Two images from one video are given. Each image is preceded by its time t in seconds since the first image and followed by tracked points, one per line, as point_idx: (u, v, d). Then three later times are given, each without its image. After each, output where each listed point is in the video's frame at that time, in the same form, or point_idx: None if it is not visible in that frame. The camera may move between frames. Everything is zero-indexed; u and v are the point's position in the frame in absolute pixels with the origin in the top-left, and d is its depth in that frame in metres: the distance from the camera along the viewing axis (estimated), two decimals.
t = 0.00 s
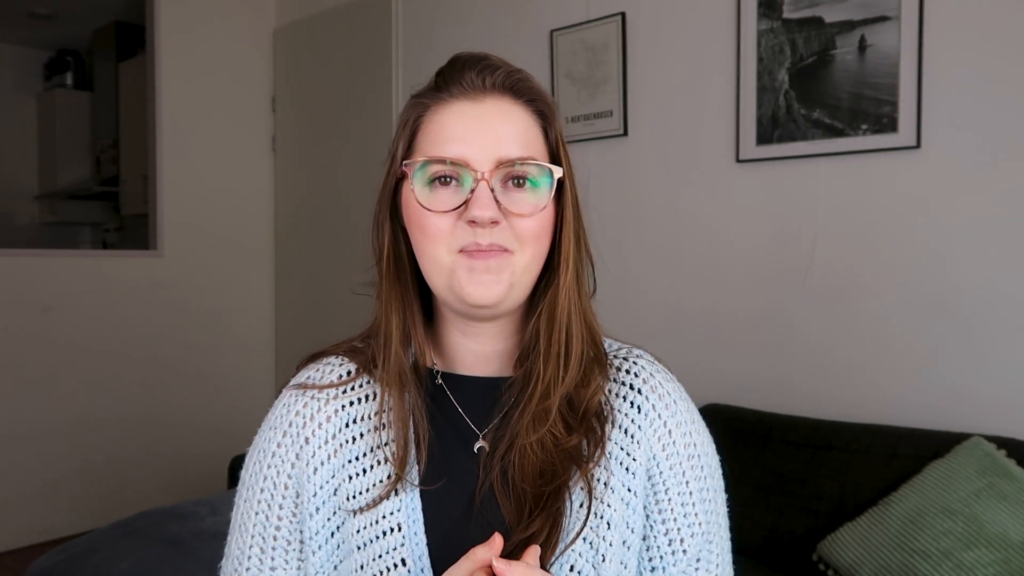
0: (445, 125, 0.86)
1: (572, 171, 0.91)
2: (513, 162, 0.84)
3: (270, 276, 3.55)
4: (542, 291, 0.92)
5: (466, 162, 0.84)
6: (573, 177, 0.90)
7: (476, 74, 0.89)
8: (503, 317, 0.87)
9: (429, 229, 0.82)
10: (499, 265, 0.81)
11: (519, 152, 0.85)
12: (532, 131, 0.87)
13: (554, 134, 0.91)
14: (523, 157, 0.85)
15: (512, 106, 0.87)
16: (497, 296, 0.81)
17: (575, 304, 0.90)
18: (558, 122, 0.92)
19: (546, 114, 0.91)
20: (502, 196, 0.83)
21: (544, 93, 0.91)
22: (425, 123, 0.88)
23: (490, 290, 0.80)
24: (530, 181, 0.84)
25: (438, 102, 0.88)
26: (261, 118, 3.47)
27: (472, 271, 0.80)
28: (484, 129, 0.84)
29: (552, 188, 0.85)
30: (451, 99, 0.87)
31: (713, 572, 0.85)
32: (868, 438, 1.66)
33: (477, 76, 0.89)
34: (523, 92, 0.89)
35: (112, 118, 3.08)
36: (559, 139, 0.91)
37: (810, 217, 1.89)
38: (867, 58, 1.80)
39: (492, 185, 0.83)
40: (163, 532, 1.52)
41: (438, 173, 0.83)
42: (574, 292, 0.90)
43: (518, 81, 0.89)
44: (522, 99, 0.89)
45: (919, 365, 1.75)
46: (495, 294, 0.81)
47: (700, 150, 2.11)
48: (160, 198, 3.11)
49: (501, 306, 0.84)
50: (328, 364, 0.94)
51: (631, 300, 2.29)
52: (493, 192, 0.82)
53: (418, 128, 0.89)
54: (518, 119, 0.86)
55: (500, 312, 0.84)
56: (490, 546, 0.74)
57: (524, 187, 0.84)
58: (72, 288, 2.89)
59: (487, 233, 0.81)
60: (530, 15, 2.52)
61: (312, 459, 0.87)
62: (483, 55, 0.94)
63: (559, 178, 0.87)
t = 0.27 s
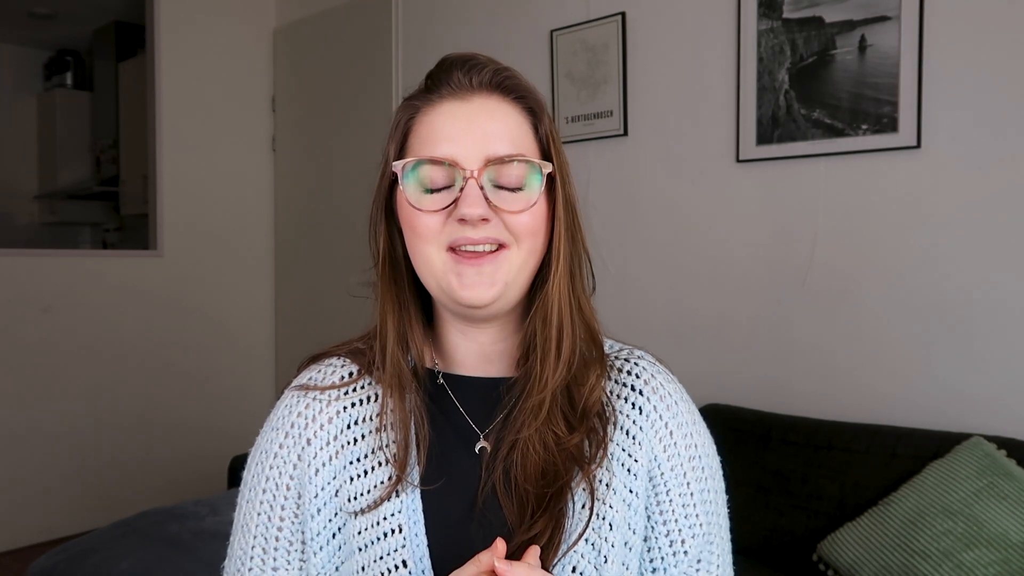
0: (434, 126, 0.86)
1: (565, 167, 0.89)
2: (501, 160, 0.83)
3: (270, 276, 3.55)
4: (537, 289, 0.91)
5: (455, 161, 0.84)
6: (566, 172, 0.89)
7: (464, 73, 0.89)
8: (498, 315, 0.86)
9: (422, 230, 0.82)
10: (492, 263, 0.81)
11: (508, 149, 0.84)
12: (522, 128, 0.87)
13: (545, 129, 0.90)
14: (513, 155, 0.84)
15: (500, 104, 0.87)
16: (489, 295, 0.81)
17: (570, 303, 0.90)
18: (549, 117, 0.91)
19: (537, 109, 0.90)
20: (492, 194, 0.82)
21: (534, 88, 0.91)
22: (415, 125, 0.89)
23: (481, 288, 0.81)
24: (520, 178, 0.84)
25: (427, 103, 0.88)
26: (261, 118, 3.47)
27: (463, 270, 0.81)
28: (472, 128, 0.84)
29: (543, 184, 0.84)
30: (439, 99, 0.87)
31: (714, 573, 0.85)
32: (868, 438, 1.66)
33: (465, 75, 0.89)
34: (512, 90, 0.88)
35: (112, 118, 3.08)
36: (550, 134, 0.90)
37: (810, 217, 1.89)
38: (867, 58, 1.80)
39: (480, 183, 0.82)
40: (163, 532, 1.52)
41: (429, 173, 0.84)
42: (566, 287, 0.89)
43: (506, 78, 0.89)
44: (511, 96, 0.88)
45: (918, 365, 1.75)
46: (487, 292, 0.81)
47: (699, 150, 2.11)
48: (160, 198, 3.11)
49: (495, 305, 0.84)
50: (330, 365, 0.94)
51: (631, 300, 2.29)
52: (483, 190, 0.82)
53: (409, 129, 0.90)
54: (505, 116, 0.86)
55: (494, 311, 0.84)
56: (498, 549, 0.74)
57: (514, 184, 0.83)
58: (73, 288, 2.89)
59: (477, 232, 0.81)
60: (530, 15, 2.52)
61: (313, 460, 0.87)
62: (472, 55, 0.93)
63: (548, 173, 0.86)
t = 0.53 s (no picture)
0: (430, 126, 0.86)
1: (563, 166, 0.90)
2: (498, 159, 0.84)
3: (270, 276, 3.55)
4: (536, 288, 0.91)
5: (452, 161, 0.84)
6: (564, 171, 0.90)
7: (460, 73, 0.89)
8: (497, 312, 0.86)
9: (420, 230, 0.82)
10: (491, 260, 0.81)
11: (504, 148, 0.84)
12: (518, 127, 0.87)
13: (542, 128, 0.90)
14: (509, 153, 0.84)
15: (496, 103, 0.87)
16: (489, 293, 0.81)
17: (569, 301, 0.90)
18: (545, 115, 0.91)
19: (533, 108, 0.90)
20: (489, 193, 0.82)
21: (529, 87, 0.91)
22: (412, 126, 0.89)
23: (481, 287, 0.81)
24: (518, 177, 0.84)
25: (423, 103, 0.88)
26: (260, 118, 3.47)
27: (463, 269, 0.80)
28: (467, 127, 0.84)
29: (540, 182, 0.85)
30: (436, 100, 0.87)
31: (715, 573, 0.85)
32: (868, 438, 1.66)
33: (461, 75, 0.89)
34: (507, 89, 0.88)
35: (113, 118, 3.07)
36: (547, 132, 0.90)
37: (810, 217, 1.89)
38: (867, 58, 1.80)
39: (478, 182, 0.82)
40: (163, 532, 1.52)
41: (427, 173, 0.84)
42: (564, 286, 0.89)
43: (501, 77, 0.89)
44: (506, 95, 0.88)
45: (918, 365, 1.75)
46: (486, 290, 0.81)
47: (700, 150, 2.11)
48: (160, 198, 3.11)
49: (495, 304, 0.84)
50: (331, 366, 0.94)
51: (631, 299, 2.29)
52: (479, 189, 0.82)
53: (406, 131, 0.90)
54: (501, 115, 0.86)
55: (493, 308, 0.84)
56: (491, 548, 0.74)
57: (512, 183, 0.84)
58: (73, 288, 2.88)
59: (476, 231, 0.81)
60: (530, 15, 2.52)
61: (314, 460, 0.87)
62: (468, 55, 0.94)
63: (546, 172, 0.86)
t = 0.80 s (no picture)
0: (428, 128, 0.86)
1: (561, 165, 0.90)
2: (497, 159, 0.84)
3: (271, 276, 3.55)
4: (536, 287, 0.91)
5: (450, 162, 0.84)
6: (562, 171, 0.90)
7: (457, 74, 0.89)
8: (498, 313, 0.87)
9: (420, 232, 0.82)
10: (491, 261, 0.81)
11: (502, 149, 0.84)
12: (515, 127, 0.87)
13: (539, 127, 0.90)
14: (507, 153, 0.84)
15: (493, 104, 0.87)
16: (489, 294, 0.81)
17: (568, 300, 0.90)
18: (542, 115, 0.91)
19: (530, 108, 0.90)
20: (488, 194, 0.82)
21: (527, 87, 0.91)
22: (410, 127, 0.89)
23: (481, 287, 0.81)
24: (517, 178, 0.84)
25: (420, 104, 0.88)
26: (260, 118, 3.47)
27: (463, 270, 0.80)
28: (465, 128, 0.84)
29: (538, 183, 0.85)
30: (433, 101, 0.87)
31: (715, 573, 0.85)
32: (868, 438, 1.66)
33: (458, 75, 0.89)
34: (504, 89, 0.89)
35: (112, 118, 3.09)
36: (544, 131, 0.90)
37: (810, 217, 1.89)
38: (867, 58, 1.80)
39: (477, 183, 0.82)
40: (163, 532, 1.52)
41: (426, 175, 0.84)
42: (562, 286, 0.89)
43: (498, 78, 0.89)
44: (504, 95, 0.88)
45: (918, 366, 1.75)
46: (487, 291, 0.81)
47: (699, 150, 2.11)
48: (160, 198, 3.11)
49: (495, 305, 0.84)
50: (331, 366, 0.94)
51: (631, 299, 2.29)
52: (478, 189, 0.82)
53: (404, 132, 0.90)
54: (499, 115, 0.86)
55: (493, 308, 0.84)
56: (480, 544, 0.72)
57: (510, 183, 0.84)
58: (73, 288, 2.89)
59: (476, 232, 0.81)
60: (531, 15, 2.52)
61: (314, 460, 0.87)
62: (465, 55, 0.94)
63: (544, 172, 0.86)
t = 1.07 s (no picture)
0: (416, 139, 0.86)
1: (551, 156, 0.91)
2: (490, 162, 0.84)
3: (271, 276, 3.55)
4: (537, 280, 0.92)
5: (444, 171, 0.84)
6: (553, 163, 0.90)
7: (437, 80, 0.89)
8: (504, 315, 0.87)
9: (424, 245, 0.83)
10: (497, 265, 0.81)
11: (494, 151, 0.84)
12: (503, 126, 0.87)
13: (527, 122, 0.90)
14: (500, 154, 0.84)
15: (478, 106, 0.87)
16: (499, 297, 0.81)
17: (569, 292, 0.90)
18: (528, 110, 0.91)
19: (515, 106, 0.90)
20: (485, 198, 0.82)
21: (508, 85, 0.91)
22: (397, 140, 0.88)
23: (491, 291, 0.81)
24: (512, 177, 0.84)
25: (404, 116, 0.87)
26: (260, 118, 3.47)
27: (471, 277, 0.81)
28: (454, 135, 0.84)
29: (533, 179, 0.85)
30: (417, 110, 0.87)
31: (715, 563, 0.85)
32: (868, 438, 1.66)
33: (439, 82, 0.89)
34: (487, 90, 0.89)
35: (112, 118, 3.09)
36: (532, 126, 0.91)
37: (811, 217, 1.89)
38: (866, 58, 1.80)
39: (473, 189, 0.82)
40: (164, 532, 1.52)
41: (421, 187, 0.84)
42: (562, 278, 0.89)
43: (479, 80, 0.89)
44: (487, 96, 0.88)
45: (918, 365, 1.75)
46: (496, 295, 0.81)
47: (700, 150, 2.11)
48: (160, 198, 3.11)
49: (503, 307, 0.84)
50: (338, 365, 0.94)
51: (631, 299, 2.29)
52: (477, 195, 0.82)
53: (391, 145, 0.90)
54: (485, 117, 0.86)
55: (501, 311, 0.85)
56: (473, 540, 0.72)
57: (506, 184, 0.84)
58: (73, 288, 2.89)
59: (479, 238, 0.81)
60: (530, 15, 2.52)
61: (323, 459, 0.87)
62: (442, 61, 0.93)
63: (539, 167, 0.87)
